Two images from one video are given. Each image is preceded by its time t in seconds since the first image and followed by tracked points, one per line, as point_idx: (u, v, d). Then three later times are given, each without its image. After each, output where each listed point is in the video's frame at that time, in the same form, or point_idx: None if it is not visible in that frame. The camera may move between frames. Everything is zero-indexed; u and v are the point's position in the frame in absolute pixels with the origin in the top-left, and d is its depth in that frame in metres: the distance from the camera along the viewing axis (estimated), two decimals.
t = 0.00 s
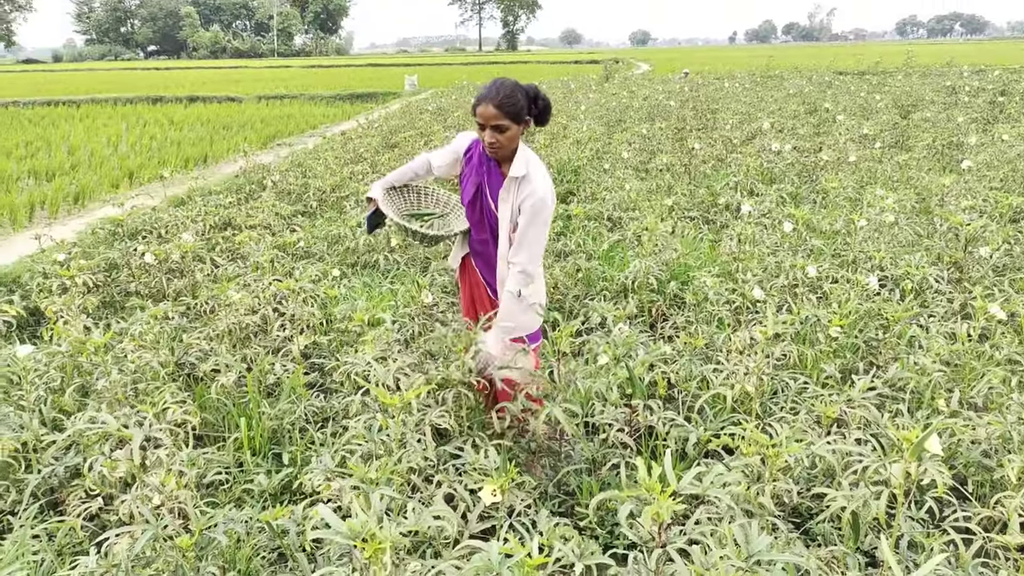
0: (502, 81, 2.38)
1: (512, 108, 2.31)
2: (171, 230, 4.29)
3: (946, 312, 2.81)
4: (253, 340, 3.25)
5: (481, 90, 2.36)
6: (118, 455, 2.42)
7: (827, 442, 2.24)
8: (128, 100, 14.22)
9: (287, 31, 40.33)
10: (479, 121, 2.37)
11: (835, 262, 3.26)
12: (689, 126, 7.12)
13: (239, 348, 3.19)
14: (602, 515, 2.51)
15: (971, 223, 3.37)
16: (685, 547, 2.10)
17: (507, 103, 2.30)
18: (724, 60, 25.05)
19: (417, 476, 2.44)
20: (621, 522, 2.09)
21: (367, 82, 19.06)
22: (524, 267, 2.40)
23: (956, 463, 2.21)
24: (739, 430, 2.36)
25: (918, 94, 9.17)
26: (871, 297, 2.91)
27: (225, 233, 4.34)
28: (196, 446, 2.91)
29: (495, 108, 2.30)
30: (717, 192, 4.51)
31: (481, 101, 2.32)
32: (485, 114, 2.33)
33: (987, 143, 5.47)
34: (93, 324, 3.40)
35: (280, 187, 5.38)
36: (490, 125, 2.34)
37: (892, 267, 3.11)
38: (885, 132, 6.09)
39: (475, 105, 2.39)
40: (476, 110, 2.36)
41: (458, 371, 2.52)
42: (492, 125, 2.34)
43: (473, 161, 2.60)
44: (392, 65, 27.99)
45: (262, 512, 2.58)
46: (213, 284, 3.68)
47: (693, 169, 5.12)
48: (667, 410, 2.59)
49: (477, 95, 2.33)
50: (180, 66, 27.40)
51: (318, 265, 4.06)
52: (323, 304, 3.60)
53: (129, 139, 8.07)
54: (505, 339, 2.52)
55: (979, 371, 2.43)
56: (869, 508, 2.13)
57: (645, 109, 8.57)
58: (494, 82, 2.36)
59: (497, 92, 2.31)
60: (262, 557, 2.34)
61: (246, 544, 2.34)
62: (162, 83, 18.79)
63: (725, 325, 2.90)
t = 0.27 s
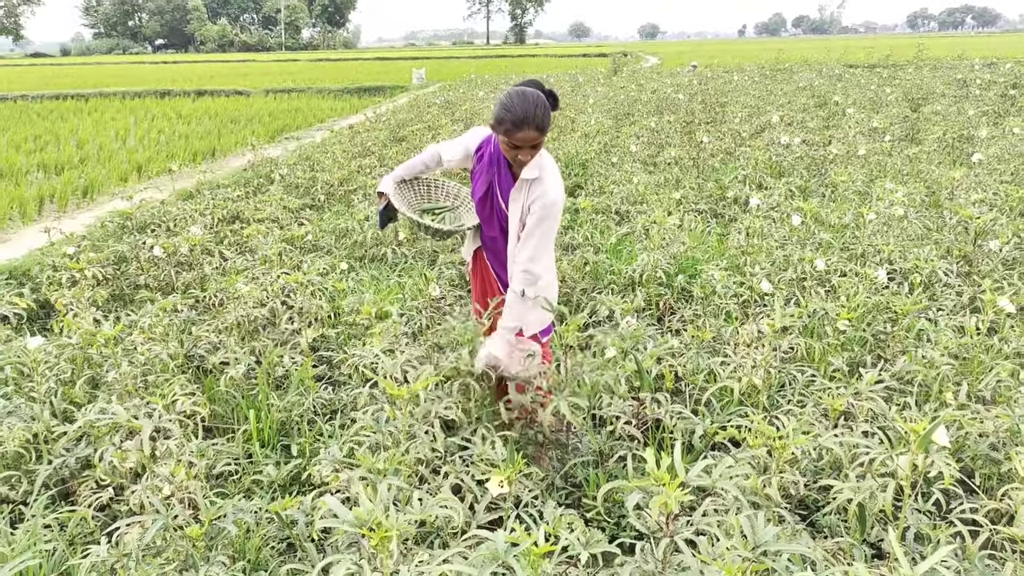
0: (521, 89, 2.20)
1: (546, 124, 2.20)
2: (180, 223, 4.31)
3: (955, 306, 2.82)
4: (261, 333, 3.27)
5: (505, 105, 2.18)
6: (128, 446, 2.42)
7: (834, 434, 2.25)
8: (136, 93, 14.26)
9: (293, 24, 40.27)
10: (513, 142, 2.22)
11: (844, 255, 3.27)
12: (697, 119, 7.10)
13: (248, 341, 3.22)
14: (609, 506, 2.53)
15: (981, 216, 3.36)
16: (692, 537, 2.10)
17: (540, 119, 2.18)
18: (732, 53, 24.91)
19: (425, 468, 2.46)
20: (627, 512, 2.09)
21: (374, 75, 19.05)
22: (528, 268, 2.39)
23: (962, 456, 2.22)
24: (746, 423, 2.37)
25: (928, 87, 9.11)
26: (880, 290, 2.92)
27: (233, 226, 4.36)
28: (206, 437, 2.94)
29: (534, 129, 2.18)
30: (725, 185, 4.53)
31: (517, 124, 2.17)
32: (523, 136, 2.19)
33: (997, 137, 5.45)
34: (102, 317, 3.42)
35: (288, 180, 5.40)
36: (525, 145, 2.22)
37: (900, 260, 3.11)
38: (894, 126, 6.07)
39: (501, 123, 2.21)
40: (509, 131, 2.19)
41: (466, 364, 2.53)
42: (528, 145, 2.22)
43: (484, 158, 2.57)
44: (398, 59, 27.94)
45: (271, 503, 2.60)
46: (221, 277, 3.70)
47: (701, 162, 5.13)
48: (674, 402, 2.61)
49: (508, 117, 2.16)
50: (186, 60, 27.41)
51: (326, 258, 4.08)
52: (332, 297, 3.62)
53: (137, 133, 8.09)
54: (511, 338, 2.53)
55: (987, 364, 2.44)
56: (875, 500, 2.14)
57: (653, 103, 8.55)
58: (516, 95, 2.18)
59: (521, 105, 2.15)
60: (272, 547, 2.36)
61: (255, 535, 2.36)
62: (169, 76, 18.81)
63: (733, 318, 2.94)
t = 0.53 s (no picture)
0: (530, 76, 2.24)
1: (558, 111, 2.25)
2: (186, 216, 4.33)
3: (961, 298, 2.82)
4: (268, 325, 3.29)
5: (517, 93, 2.20)
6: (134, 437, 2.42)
7: (838, 426, 2.26)
8: (141, 86, 14.28)
9: (296, 16, 40.14)
10: (526, 130, 2.26)
11: (850, 248, 3.28)
12: (703, 111, 7.09)
13: (255, 333, 3.23)
14: (614, 497, 2.56)
15: (988, 209, 3.36)
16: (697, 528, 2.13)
17: (553, 105, 2.23)
18: (738, 45, 24.81)
19: (431, 459, 2.48)
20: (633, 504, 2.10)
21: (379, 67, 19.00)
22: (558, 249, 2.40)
23: (967, 448, 2.23)
24: (751, 415, 2.39)
25: (936, 79, 9.06)
26: (886, 283, 2.93)
27: (239, 219, 4.38)
28: (214, 429, 2.96)
29: (547, 116, 2.23)
30: (731, 178, 4.54)
31: (530, 112, 2.21)
32: (537, 124, 2.24)
33: (1005, 129, 5.43)
34: (109, 309, 3.43)
35: (293, 173, 5.42)
36: (538, 132, 2.27)
37: (907, 253, 3.12)
38: (902, 118, 6.05)
39: (513, 112, 2.25)
40: (522, 120, 2.23)
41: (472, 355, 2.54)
42: (540, 133, 2.27)
43: (490, 147, 2.59)
44: (402, 51, 27.84)
45: (278, 493, 2.61)
46: (227, 270, 3.72)
47: (708, 154, 5.13)
48: (680, 394, 2.62)
49: (521, 105, 2.19)
50: (189, 52, 27.37)
51: (332, 251, 4.10)
52: (338, 289, 3.64)
53: (143, 125, 8.11)
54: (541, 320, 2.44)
55: (993, 357, 2.45)
56: (880, 492, 2.15)
57: (659, 95, 8.54)
58: (526, 82, 2.21)
59: (535, 92, 2.19)
60: (278, 538, 2.38)
61: (262, 525, 2.38)
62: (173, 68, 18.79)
63: (739, 311, 2.96)
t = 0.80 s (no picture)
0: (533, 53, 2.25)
1: (565, 85, 2.27)
2: (189, 210, 4.33)
3: (964, 290, 2.84)
4: (271, 319, 3.30)
5: (525, 72, 2.21)
6: (137, 431, 2.43)
7: (842, 419, 2.27)
8: (143, 79, 14.26)
9: (296, 11, 40.04)
10: (537, 105, 2.27)
11: (853, 240, 3.30)
12: (705, 104, 7.09)
13: (258, 327, 3.24)
14: (619, 490, 2.57)
15: (991, 201, 3.37)
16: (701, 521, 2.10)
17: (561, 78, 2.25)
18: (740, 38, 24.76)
19: (435, 453, 2.48)
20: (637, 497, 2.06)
21: (380, 61, 18.97)
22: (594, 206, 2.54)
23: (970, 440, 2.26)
24: (755, 408, 2.40)
25: (938, 71, 9.06)
26: (889, 275, 2.94)
27: (242, 212, 4.38)
28: (217, 423, 2.96)
29: (556, 89, 2.25)
30: (735, 170, 4.55)
31: (539, 87, 2.22)
32: (547, 98, 2.25)
33: (1008, 121, 5.44)
34: (112, 303, 3.44)
35: (296, 166, 5.42)
36: (547, 106, 2.28)
37: (910, 245, 3.13)
38: (904, 110, 6.06)
39: (522, 90, 2.25)
40: (532, 96, 2.24)
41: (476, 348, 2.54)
42: (549, 107, 2.29)
43: (495, 136, 2.52)
44: (404, 44, 27.79)
45: (281, 487, 2.62)
46: (230, 264, 3.72)
47: (711, 146, 5.14)
48: (684, 387, 2.64)
49: (530, 81, 2.20)
50: (190, 46, 27.33)
51: (336, 244, 4.11)
52: (341, 283, 3.65)
53: (145, 119, 8.10)
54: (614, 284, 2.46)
55: (996, 349, 2.46)
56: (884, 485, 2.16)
57: (662, 88, 8.54)
58: (532, 58, 2.22)
59: (547, 67, 2.20)
60: (282, 532, 2.39)
61: (266, 519, 2.38)
62: (174, 62, 18.74)
63: (742, 304, 2.98)
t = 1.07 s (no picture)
0: (556, 48, 2.27)
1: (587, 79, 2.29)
2: (190, 206, 4.33)
3: (965, 285, 2.84)
4: (272, 314, 3.30)
5: (548, 65, 2.22)
6: (139, 427, 2.44)
7: (843, 414, 2.27)
8: (145, 75, 14.26)
9: (297, 9, 40.07)
10: (559, 99, 2.28)
11: (854, 235, 3.30)
12: (707, 99, 7.09)
13: (259, 323, 3.24)
14: (619, 486, 2.57)
15: (993, 195, 3.37)
16: (701, 516, 2.09)
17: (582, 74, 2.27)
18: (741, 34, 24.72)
19: (436, 449, 2.48)
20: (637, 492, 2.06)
21: (381, 56, 18.95)
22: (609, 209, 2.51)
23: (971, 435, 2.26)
24: (756, 402, 2.40)
25: (941, 66, 9.05)
26: (890, 269, 2.95)
27: (243, 208, 4.38)
28: (218, 419, 2.96)
29: (578, 84, 2.27)
30: (736, 165, 4.56)
31: (562, 81, 2.24)
32: (569, 93, 2.26)
33: (1009, 115, 5.43)
34: (113, 299, 3.44)
35: (298, 162, 5.42)
36: (568, 101, 2.29)
37: (912, 239, 3.14)
38: (906, 104, 6.06)
39: (544, 84, 2.26)
40: (554, 89, 2.26)
41: (477, 345, 2.53)
42: (570, 102, 2.30)
43: (511, 131, 2.51)
44: (405, 40, 27.76)
45: (283, 483, 2.62)
46: (231, 259, 3.73)
47: (713, 141, 5.15)
48: (685, 381, 2.65)
49: (553, 75, 2.21)
50: (191, 43, 27.31)
51: (337, 240, 4.12)
52: (343, 279, 3.65)
53: (146, 115, 8.10)
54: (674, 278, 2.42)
55: (997, 344, 2.47)
56: (885, 479, 2.16)
57: (663, 83, 8.54)
58: (555, 53, 2.25)
59: (570, 61, 2.22)
60: (284, 528, 2.40)
61: (267, 515, 2.39)
62: (176, 59, 18.76)
63: (743, 298, 2.99)
